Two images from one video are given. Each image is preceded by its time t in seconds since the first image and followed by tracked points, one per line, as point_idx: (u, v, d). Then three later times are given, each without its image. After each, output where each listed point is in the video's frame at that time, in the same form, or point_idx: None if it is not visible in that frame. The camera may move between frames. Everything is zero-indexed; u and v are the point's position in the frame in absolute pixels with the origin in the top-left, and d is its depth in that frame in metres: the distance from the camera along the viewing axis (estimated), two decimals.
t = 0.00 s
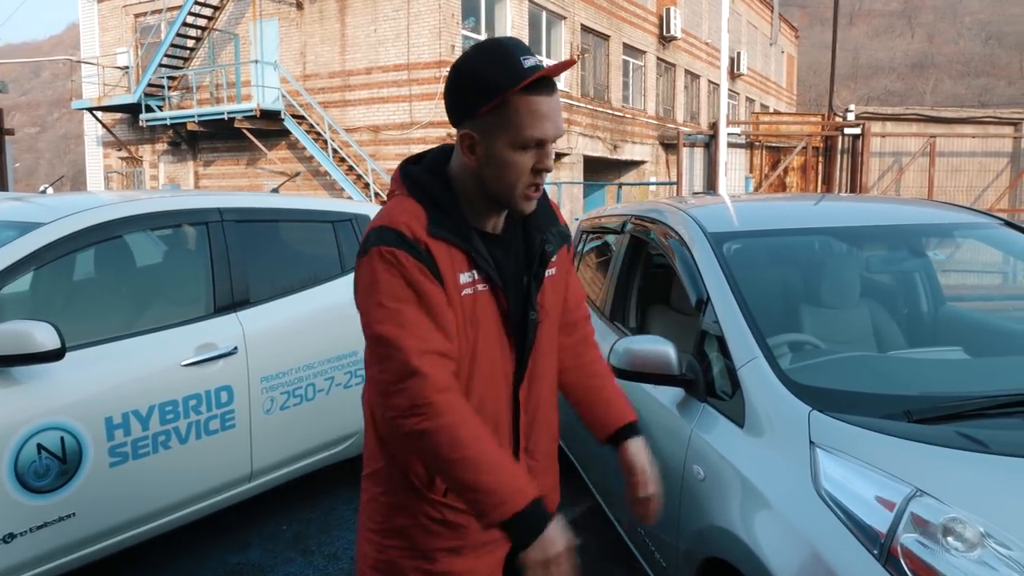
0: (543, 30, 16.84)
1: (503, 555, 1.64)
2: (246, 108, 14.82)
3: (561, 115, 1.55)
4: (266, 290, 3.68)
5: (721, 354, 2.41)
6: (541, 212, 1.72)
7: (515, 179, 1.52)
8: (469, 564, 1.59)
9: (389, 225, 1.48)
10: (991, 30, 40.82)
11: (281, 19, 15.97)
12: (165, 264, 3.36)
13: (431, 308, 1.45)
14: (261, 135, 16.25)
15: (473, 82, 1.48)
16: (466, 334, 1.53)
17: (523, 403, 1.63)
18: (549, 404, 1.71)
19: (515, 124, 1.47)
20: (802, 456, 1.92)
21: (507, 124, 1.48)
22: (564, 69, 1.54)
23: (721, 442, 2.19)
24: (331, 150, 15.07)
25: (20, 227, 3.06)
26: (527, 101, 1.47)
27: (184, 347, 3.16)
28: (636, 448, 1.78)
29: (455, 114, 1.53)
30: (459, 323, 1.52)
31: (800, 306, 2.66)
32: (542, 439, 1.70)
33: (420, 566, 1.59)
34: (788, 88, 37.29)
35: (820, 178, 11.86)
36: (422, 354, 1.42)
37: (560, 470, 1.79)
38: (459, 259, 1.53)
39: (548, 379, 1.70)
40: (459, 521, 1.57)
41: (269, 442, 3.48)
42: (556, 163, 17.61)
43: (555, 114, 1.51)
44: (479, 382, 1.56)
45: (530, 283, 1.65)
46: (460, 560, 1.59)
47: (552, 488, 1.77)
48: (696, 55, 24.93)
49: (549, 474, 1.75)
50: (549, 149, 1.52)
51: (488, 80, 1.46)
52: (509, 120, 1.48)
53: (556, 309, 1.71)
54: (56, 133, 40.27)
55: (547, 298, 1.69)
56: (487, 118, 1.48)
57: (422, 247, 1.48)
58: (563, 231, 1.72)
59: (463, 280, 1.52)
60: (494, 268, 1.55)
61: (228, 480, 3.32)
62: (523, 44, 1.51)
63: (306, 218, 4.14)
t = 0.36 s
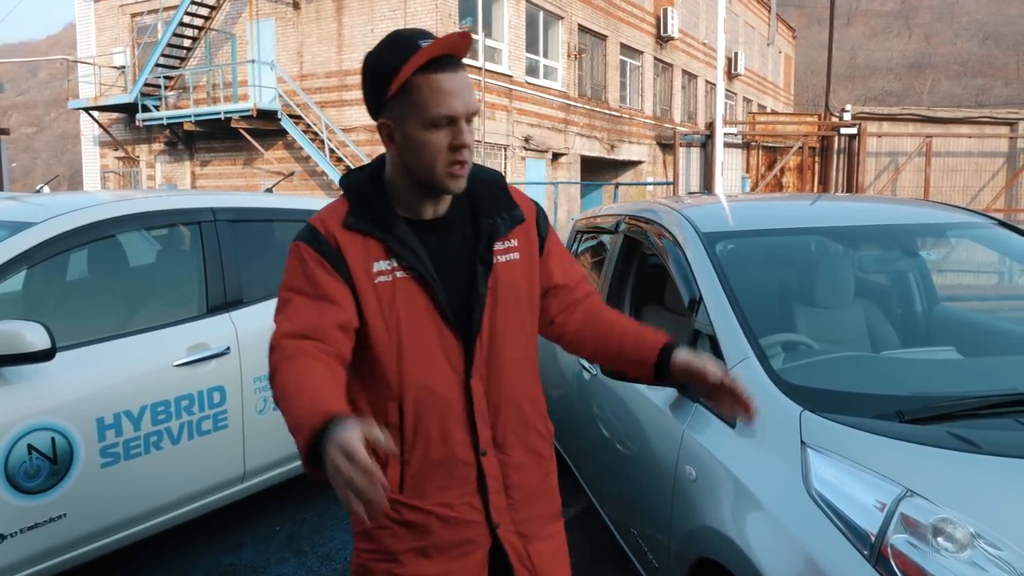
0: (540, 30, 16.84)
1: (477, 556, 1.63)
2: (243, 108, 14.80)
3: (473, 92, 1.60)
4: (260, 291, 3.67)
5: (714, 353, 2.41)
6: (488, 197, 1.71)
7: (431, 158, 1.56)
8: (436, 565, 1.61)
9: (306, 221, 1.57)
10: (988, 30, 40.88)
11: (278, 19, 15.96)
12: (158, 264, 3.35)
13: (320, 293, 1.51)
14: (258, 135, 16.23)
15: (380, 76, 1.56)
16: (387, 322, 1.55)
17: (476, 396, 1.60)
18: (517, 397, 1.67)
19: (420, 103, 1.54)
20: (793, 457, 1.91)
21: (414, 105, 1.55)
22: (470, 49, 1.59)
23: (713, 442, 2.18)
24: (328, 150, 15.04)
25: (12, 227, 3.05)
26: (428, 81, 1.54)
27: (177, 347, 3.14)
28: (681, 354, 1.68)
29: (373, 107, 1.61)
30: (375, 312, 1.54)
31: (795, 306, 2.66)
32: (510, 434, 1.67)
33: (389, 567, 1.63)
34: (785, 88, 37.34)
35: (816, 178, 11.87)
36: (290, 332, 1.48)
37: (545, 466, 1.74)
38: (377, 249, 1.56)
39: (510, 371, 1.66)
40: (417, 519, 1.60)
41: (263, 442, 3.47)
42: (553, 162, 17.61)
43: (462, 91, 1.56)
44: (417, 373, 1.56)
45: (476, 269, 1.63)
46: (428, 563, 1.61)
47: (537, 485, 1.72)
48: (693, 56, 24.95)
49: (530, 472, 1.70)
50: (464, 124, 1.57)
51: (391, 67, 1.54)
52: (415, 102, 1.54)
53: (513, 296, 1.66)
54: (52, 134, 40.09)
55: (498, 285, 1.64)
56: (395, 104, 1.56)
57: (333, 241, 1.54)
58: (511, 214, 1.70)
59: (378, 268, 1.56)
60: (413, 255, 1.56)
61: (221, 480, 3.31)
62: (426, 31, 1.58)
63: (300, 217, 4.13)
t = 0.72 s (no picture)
0: (539, 30, 16.84)
1: (458, 555, 1.62)
2: (241, 108, 14.79)
3: (458, 84, 1.61)
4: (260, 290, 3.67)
5: (714, 352, 2.41)
6: (481, 191, 1.70)
7: (417, 149, 1.57)
8: (417, 563, 1.62)
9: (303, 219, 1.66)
10: (986, 30, 40.66)
11: (277, 19, 15.96)
12: (157, 263, 3.35)
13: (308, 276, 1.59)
14: (256, 135, 16.22)
15: (366, 76, 1.60)
16: (369, 311, 1.59)
17: (456, 389, 1.61)
18: (503, 392, 1.65)
19: (403, 97, 1.57)
20: (793, 454, 1.92)
21: (397, 98, 1.57)
22: (451, 41, 1.61)
23: (712, 441, 2.19)
24: (326, 150, 15.03)
25: (11, 226, 3.04)
26: (408, 73, 1.57)
27: (175, 346, 3.14)
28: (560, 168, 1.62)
29: (363, 109, 1.65)
30: (357, 301, 1.59)
31: (794, 305, 2.66)
32: (494, 432, 1.65)
33: (372, 562, 1.66)
34: (783, 88, 37.36)
35: (814, 178, 11.90)
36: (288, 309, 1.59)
37: (536, 467, 1.70)
38: (362, 241, 1.62)
39: (497, 361, 1.65)
40: (396, 514, 1.62)
41: (261, 441, 3.47)
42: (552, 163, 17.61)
43: (444, 82, 1.57)
44: (395, 365, 1.59)
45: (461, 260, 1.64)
46: (409, 561, 1.62)
47: (524, 487, 1.67)
48: (691, 56, 24.97)
49: (518, 473, 1.67)
50: (448, 113, 1.58)
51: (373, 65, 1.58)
52: (397, 95, 1.57)
53: (498, 288, 1.66)
54: (50, 133, 39.96)
55: (483, 278, 1.65)
56: (379, 101, 1.59)
57: (320, 235, 1.61)
58: (501, 207, 1.68)
59: (363, 259, 1.60)
60: (394, 246, 1.59)
61: (220, 480, 3.31)
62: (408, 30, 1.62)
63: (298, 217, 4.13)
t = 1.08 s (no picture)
0: (537, 31, 16.86)
1: (499, 552, 1.66)
2: (239, 108, 14.79)
3: (507, 91, 1.59)
4: (261, 289, 3.67)
5: (714, 351, 2.43)
6: (503, 199, 1.75)
7: (468, 154, 1.55)
8: (462, 562, 1.61)
9: (336, 220, 1.53)
10: (982, 31, 41.74)
11: (275, 19, 15.96)
12: (159, 263, 3.36)
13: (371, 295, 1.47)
14: (254, 135, 16.22)
15: (418, 70, 1.54)
16: (423, 323, 1.55)
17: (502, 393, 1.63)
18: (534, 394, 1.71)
19: (458, 100, 1.52)
20: (794, 452, 1.93)
21: (451, 100, 1.53)
22: (503, 45, 1.59)
23: (714, 439, 2.20)
24: (324, 150, 15.03)
25: (13, 226, 3.05)
26: (467, 76, 1.53)
27: (178, 346, 3.15)
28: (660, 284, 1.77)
29: (405, 103, 1.59)
30: (413, 312, 1.54)
31: (794, 305, 2.68)
32: (528, 430, 1.70)
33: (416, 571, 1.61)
34: (781, 89, 37.42)
35: (813, 178, 11.90)
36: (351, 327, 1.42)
37: (556, 460, 1.78)
38: (412, 249, 1.56)
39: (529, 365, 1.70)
40: (446, 519, 1.59)
41: (263, 441, 3.48)
42: (550, 163, 17.63)
43: (499, 88, 1.55)
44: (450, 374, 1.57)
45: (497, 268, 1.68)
46: (454, 561, 1.61)
47: (550, 480, 1.76)
48: (689, 57, 25.01)
49: (545, 466, 1.74)
50: (500, 123, 1.57)
51: (428, 61, 1.52)
52: (452, 96, 1.52)
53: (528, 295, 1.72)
54: (47, 134, 39.89)
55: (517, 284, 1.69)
56: (433, 99, 1.54)
57: (372, 243, 1.52)
58: (524, 216, 1.76)
59: (415, 269, 1.55)
60: (449, 256, 1.58)
61: (222, 479, 3.32)
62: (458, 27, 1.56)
63: (299, 217, 4.14)
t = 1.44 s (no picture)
0: (535, 31, 16.89)
1: (499, 553, 1.69)
2: (238, 108, 14.80)
3: (538, 104, 1.62)
4: (262, 289, 3.69)
5: (715, 350, 2.45)
6: (523, 207, 1.79)
7: (495, 162, 1.58)
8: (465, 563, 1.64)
9: (364, 221, 1.54)
10: (979, 32, 41.09)
11: (273, 19, 15.98)
12: (161, 263, 3.38)
13: (393, 312, 1.51)
14: (253, 136, 16.23)
15: (455, 77, 1.55)
16: (441, 329, 1.59)
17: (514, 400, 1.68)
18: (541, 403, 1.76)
19: (493, 110, 1.55)
20: (794, 449, 1.96)
21: (486, 111, 1.55)
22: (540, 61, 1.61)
23: (715, 437, 2.22)
24: (323, 151, 15.05)
25: (16, 226, 3.07)
26: (503, 89, 1.55)
27: (181, 345, 3.17)
28: (602, 453, 1.84)
29: (437, 105, 1.60)
30: (432, 318, 1.57)
31: (793, 304, 2.70)
32: (535, 437, 1.74)
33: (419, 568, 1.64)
34: (779, 89, 37.47)
35: (811, 178, 11.91)
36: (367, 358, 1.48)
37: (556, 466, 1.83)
38: (436, 256, 1.58)
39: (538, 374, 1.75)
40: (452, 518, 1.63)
41: (265, 440, 3.50)
42: (548, 163, 17.65)
43: (532, 103, 1.58)
44: (465, 381, 1.61)
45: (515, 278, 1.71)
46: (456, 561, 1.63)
47: (551, 485, 1.81)
48: (687, 57, 25.05)
49: (548, 471, 1.79)
50: (529, 137, 1.60)
51: (467, 71, 1.54)
52: (486, 104, 1.55)
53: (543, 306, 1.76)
54: (45, 133, 39.86)
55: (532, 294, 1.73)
56: (467, 107, 1.56)
57: (398, 249, 1.54)
58: (543, 226, 1.79)
59: (437, 277, 1.58)
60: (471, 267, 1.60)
61: (224, 478, 3.33)
62: (497, 36, 1.58)
63: (299, 217, 4.15)
